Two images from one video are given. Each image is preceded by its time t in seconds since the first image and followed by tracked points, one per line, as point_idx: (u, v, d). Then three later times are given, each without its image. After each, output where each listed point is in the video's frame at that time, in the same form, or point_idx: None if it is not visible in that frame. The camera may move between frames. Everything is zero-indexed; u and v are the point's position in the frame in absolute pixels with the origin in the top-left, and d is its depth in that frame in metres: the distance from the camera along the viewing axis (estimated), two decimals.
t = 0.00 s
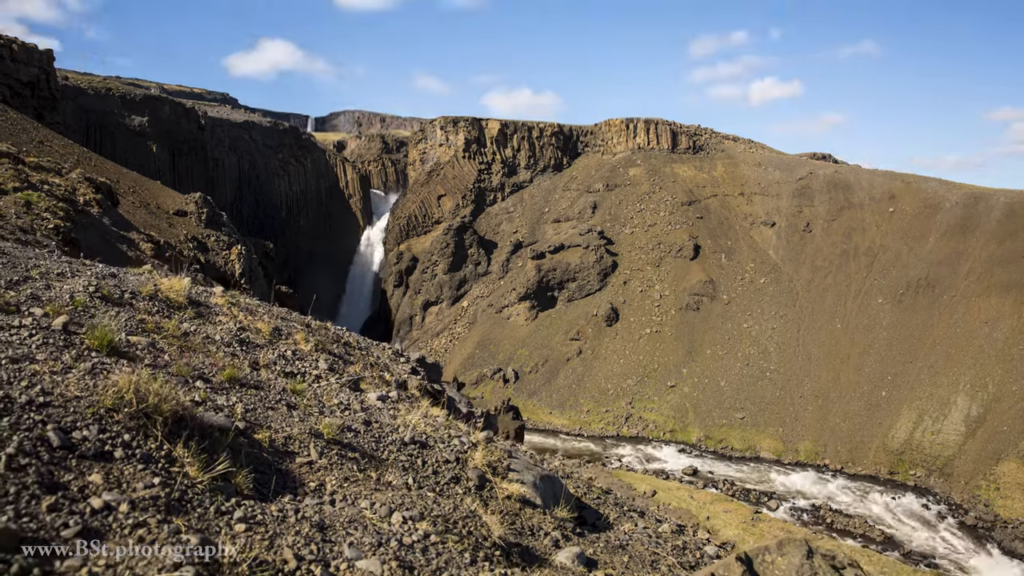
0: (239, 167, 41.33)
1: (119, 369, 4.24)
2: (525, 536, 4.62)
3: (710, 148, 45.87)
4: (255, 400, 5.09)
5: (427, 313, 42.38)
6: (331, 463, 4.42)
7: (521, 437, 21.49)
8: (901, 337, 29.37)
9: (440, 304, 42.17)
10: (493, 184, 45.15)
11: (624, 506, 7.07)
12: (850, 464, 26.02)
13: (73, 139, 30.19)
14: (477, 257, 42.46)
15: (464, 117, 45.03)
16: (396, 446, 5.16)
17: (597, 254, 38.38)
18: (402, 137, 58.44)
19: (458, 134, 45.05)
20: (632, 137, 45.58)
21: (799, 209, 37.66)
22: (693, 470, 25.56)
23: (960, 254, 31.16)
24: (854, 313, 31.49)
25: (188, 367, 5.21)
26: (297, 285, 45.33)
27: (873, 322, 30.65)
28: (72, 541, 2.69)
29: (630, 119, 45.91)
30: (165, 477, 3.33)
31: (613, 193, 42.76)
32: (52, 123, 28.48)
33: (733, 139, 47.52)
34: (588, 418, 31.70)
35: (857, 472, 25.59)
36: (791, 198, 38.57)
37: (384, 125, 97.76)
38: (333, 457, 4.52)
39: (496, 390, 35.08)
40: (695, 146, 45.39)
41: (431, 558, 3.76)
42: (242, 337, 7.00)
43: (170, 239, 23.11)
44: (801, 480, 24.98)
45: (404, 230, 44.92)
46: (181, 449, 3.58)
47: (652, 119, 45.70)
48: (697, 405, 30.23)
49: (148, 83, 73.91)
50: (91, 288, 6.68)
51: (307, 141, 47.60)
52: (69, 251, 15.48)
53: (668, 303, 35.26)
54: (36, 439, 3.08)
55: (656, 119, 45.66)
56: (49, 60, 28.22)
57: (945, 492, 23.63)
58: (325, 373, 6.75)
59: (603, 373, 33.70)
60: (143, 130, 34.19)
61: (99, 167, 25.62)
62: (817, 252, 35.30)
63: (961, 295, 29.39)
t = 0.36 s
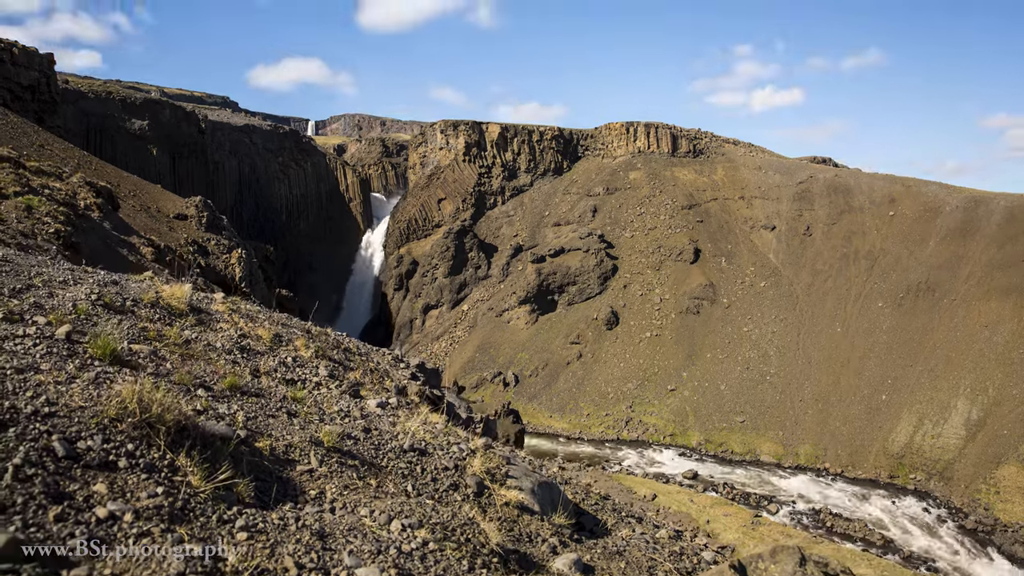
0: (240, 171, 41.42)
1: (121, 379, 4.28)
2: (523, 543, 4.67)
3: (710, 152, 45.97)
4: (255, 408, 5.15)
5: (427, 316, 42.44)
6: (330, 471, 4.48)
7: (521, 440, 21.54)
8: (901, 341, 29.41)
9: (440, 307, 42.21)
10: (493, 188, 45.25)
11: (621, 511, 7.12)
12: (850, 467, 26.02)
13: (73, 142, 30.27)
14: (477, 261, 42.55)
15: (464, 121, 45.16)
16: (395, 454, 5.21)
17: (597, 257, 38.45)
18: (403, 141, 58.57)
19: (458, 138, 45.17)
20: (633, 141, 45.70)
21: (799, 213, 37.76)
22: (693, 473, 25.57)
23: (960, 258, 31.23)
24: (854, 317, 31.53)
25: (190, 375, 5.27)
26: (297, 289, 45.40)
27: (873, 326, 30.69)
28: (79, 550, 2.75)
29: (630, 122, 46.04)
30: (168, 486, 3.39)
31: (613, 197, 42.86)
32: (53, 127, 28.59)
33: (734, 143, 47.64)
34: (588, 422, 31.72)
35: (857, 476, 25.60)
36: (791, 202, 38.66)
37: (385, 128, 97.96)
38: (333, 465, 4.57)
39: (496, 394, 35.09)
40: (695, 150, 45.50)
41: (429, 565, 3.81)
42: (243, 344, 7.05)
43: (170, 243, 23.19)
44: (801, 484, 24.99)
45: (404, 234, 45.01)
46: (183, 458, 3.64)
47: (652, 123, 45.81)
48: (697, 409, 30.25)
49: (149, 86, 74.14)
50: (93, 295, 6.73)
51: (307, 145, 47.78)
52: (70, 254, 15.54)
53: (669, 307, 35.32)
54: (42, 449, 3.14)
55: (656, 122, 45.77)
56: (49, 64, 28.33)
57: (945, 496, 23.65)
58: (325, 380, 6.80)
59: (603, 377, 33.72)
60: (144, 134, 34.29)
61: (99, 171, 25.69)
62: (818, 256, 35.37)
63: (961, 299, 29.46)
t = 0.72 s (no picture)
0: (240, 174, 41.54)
1: (124, 388, 4.34)
2: (521, 549, 4.73)
3: (710, 155, 46.09)
4: (257, 416, 5.21)
5: (427, 320, 42.49)
6: (331, 478, 4.53)
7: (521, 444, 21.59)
8: (902, 344, 29.45)
9: (440, 311, 42.28)
10: (493, 192, 45.37)
11: (619, 517, 7.15)
12: (850, 471, 26.02)
13: (73, 146, 30.37)
14: (477, 265, 42.66)
15: (464, 125, 45.31)
16: (395, 461, 5.27)
17: (597, 261, 38.52)
18: (403, 145, 58.72)
19: (458, 142, 45.31)
20: (633, 144, 45.82)
21: (799, 217, 37.84)
22: (693, 477, 25.58)
23: (960, 262, 31.30)
24: (855, 321, 31.58)
25: (192, 383, 5.33)
26: (297, 292, 45.45)
27: (873, 330, 30.73)
28: (84, 560, 2.81)
29: (630, 126, 46.17)
30: (171, 496, 3.44)
31: (613, 201, 42.97)
32: (53, 131, 28.69)
33: (734, 147, 47.76)
34: (588, 425, 31.75)
35: (857, 480, 25.62)
36: (791, 206, 38.76)
37: (386, 132, 98.18)
38: (333, 473, 4.63)
39: (496, 398, 35.12)
40: (695, 154, 45.62)
41: (428, 573, 3.86)
42: (244, 351, 7.12)
43: (170, 247, 23.26)
44: (801, 488, 25.01)
45: (404, 237, 45.10)
46: (185, 467, 3.69)
47: (652, 127, 45.95)
48: (697, 413, 30.28)
49: (149, 90, 74.35)
50: (95, 303, 6.80)
51: (307, 149, 47.96)
52: (70, 259, 15.61)
53: (669, 311, 35.39)
54: (47, 459, 3.20)
55: (656, 126, 45.90)
56: (50, 67, 28.45)
57: (945, 500, 23.65)
58: (325, 387, 6.86)
59: (603, 381, 33.75)
60: (144, 137, 34.40)
61: (100, 175, 25.81)
62: (818, 260, 35.45)
63: (961, 303, 29.52)
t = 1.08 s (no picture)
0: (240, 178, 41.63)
1: (127, 398, 4.39)
2: (518, 556, 4.78)
3: (710, 159, 46.21)
4: (257, 424, 5.26)
5: (427, 324, 42.54)
6: (330, 486, 4.59)
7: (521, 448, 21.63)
8: (902, 348, 29.46)
9: (440, 315, 42.34)
10: (493, 196, 45.46)
11: (617, 523, 7.21)
12: (850, 475, 26.04)
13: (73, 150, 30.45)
14: (477, 268, 42.74)
15: (464, 129, 45.44)
16: (394, 468, 5.33)
17: (598, 265, 38.60)
18: (403, 148, 58.84)
19: (459, 145, 45.42)
20: (633, 148, 45.93)
21: (799, 220, 37.94)
22: (693, 481, 25.61)
23: (960, 265, 31.37)
24: (855, 325, 31.61)
25: (193, 392, 5.38)
26: (297, 296, 45.48)
27: (873, 333, 30.76)
28: (89, 568, 2.87)
29: (630, 130, 46.30)
30: (174, 505, 3.50)
31: (613, 205, 43.06)
32: (53, 134, 28.78)
33: (734, 151, 47.87)
34: (588, 429, 31.78)
35: (857, 483, 25.63)
36: (791, 209, 38.86)
37: (386, 136, 98.42)
38: (333, 480, 4.68)
39: (496, 402, 35.14)
40: (695, 157, 45.73)
41: None
42: (244, 359, 7.18)
43: (171, 250, 23.33)
44: (801, 492, 25.01)
45: (404, 241, 45.19)
46: (188, 476, 3.75)
47: (652, 131, 46.07)
48: (697, 417, 30.30)
49: (148, 94, 74.53)
50: (97, 311, 6.86)
51: (307, 153, 48.09)
52: (70, 263, 15.66)
53: (669, 314, 35.44)
54: (52, 469, 3.25)
55: (656, 130, 46.04)
56: (50, 71, 28.55)
57: (945, 504, 23.67)
58: (325, 394, 6.92)
59: (603, 385, 33.78)
60: (144, 141, 34.51)
61: (100, 179, 25.90)
62: (818, 264, 35.51)
63: (961, 307, 29.58)
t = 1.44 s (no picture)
0: (240, 182, 41.73)
1: (129, 407, 4.46)
2: (516, 562, 4.83)
3: (711, 163, 46.31)
4: (258, 431, 5.32)
5: (427, 327, 42.59)
6: (330, 494, 4.64)
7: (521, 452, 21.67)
8: (902, 352, 29.50)
9: (439, 318, 42.40)
10: (493, 199, 45.56)
11: (615, 528, 7.25)
12: (850, 478, 26.06)
13: (73, 154, 30.52)
14: (477, 272, 42.82)
15: (464, 133, 45.55)
16: (394, 475, 5.39)
17: (598, 268, 38.65)
18: (403, 152, 58.94)
19: (459, 149, 45.53)
20: (633, 152, 46.03)
21: (799, 224, 38.04)
22: (693, 484, 25.61)
23: (960, 269, 31.43)
24: (855, 328, 31.65)
25: (194, 400, 5.44)
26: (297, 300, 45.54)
27: (873, 337, 30.80)
28: None
29: (630, 133, 46.41)
30: (176, 513, 3.55)
31: (613, 208, 43.14)
32: (53, 138, 28.87)
33: (734, 154, 47.98)
34: (588, 433, 31.81)
35: (857, 487, 25.64)
36: (791, 213, 38.96)
37: (386, 139, 98.62)
38: (333, 488, 4.74)
39: (496, 405, 35.18)
40: (695, 161, 45.83)
41: None
42: (245, 365, 7.24)
43: (171, 254, 23.41)
44: (801, 496, 25.02)
45: (404, 245, 45.28)
46: (190, 485, 3.80)
47: (652, 134, 46.18)
48: (697, 420, 30.33)
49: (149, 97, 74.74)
50: (99, 319, 6.92)
51: (307, 157, 48.20)
52: (71, 268, 15.73)
53: (669, 318, 35.49)
54: (57, 478, 3.31)
55: (656, 134, 46.14)
56: (50, 75, 28.65)
57: (945, 507, 23.69)
58: (325, 401, 6.98)
59: (603, 388, 33.80)
60: (145, 145, 34.62)
61: (100, 183, 25.97)
62: (818, 267, 35.60)
63: (961, 311, 29.64)
